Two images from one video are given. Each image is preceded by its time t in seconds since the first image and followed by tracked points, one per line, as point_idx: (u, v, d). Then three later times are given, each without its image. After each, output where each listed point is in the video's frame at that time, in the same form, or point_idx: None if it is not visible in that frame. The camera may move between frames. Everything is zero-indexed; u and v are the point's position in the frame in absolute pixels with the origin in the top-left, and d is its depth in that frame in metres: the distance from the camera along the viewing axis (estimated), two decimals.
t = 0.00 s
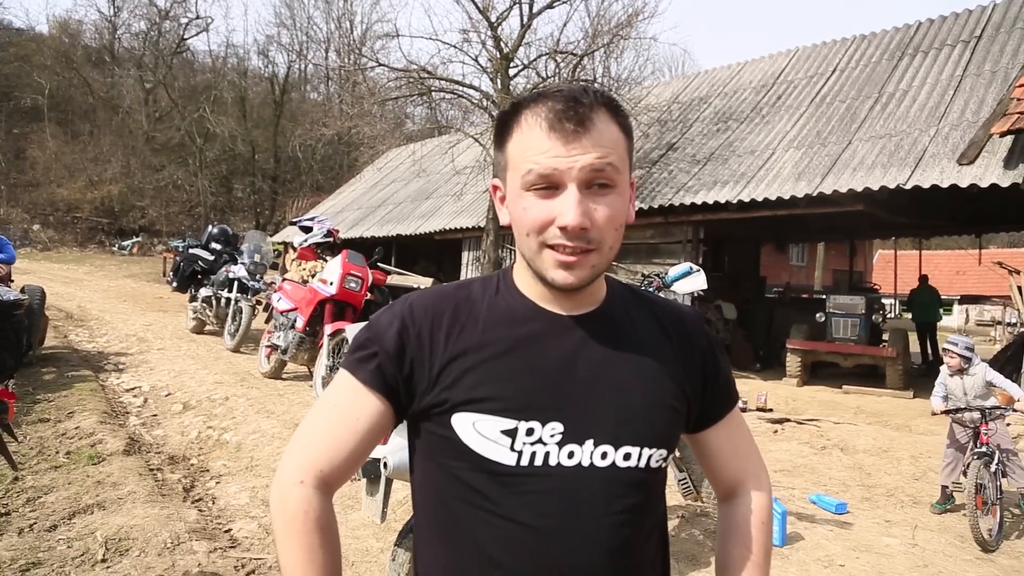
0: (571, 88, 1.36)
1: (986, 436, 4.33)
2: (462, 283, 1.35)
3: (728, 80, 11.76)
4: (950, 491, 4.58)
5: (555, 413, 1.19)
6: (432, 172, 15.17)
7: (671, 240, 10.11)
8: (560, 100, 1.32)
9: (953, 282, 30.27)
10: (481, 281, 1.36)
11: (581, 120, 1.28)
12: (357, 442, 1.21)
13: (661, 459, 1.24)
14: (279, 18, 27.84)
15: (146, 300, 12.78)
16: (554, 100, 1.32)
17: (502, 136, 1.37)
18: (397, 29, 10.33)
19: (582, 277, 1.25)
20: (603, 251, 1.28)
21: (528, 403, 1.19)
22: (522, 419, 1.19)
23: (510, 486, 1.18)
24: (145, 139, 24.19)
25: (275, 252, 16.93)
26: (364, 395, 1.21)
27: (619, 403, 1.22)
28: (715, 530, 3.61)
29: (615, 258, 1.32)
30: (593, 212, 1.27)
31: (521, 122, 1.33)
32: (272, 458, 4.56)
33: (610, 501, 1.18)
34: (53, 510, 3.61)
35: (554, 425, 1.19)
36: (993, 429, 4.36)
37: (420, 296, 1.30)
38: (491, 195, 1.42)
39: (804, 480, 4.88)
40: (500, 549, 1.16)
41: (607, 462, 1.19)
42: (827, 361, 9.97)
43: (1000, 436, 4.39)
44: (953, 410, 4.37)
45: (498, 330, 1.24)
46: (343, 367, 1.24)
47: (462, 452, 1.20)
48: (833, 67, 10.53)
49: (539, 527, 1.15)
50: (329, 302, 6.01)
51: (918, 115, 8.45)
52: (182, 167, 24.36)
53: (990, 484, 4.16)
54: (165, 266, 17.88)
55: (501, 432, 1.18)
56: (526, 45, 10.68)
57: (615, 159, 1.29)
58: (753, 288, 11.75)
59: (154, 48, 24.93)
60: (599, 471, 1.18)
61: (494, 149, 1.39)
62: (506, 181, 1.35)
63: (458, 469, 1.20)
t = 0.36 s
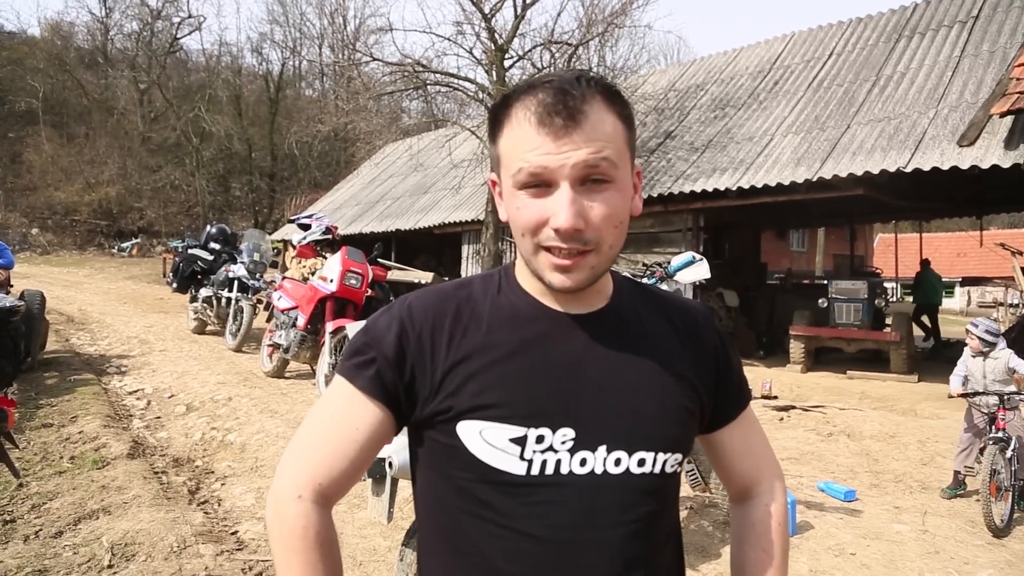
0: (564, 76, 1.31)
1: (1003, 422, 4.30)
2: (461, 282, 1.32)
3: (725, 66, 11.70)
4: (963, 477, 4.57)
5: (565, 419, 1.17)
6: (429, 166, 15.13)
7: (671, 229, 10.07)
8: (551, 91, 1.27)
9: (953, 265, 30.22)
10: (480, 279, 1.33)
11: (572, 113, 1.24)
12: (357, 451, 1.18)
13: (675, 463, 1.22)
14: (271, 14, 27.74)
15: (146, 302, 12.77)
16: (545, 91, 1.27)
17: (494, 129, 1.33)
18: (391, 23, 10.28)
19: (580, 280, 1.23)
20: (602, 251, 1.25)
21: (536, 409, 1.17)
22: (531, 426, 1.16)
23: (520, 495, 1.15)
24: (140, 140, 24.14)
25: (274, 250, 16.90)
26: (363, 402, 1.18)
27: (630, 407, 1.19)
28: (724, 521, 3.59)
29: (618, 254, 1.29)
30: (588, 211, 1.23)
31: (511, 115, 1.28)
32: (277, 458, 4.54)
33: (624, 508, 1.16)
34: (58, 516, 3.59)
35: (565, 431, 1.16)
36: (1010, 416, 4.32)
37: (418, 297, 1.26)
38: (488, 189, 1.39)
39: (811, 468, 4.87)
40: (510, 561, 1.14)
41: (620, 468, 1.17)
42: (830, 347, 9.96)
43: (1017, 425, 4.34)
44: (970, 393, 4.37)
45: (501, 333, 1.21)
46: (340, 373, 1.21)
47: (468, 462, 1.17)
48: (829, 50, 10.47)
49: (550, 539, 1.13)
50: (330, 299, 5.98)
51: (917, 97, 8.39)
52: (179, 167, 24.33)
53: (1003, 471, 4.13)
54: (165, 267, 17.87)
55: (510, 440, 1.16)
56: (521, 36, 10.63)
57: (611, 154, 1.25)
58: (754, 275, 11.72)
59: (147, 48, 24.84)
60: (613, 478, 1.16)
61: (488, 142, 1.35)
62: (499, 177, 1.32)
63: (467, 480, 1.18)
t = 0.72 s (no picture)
0: (550, 79, 1.25)
1: (1012, 428, 4.26)
2: (452, 298, 1.27)
3: (717, 75, 11.71)
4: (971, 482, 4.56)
5: (565, 445, 1.11)
6: (423, 176, 15.09)
7: (666, 238, 10.03)
8: (535, 96, 1.21)
9: (946, 271, 30.34)
10: (472, 295, 1.28)
11: (558, 119, 1.18)
12: (344, 485, 1.12)
13: (684, 489, 1.17)
14: (263, 27, 27.77)
15: (138, 315, 12.65)
16: (529, 97, 1.21)
17: (478, 139, 1.27)
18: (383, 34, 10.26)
19: (577, 296, 1.16)
20: (600, 264, 1.18)
21: (534, 436, 1.11)
22: (528, 454, 1.11)
23: (520, 529, 1.10)
24: (132, 152, 24.05)
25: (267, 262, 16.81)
26: (349, 432, 1.12)
27: (632, 428, 1.14)
28: (729, 532, 3.54)
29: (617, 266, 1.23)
30: (581, 223, 1.17)
31: (494, 125, 1.23)
32: (272, 473, 4.46)
33: (632, 538, 1.11)
34: (47, 536, 3.50)
35: (565, 459, 1.11)
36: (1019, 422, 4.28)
37: (405, 317, 1.20)
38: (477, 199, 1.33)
39: (814, 477, 4.81)
40: None
41: (625, 496, 1.11)
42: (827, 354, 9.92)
43: None
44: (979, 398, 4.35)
45: (495, 354, 1.15)
46: (323, 403, 1.15)
47: (461, 495, 1.11)
48: (822, 58, 10.48)
49: None
50: (324, 311, 5.91)
51: (910, 103, 8.39)
52: (171, 180, 24.23)
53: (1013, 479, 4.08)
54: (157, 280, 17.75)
55: (506, 471, 1.10)
56: (514, 45, 10.63)
57: (604, 160, 1.18)
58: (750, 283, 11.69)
59: (138, 60, 24.81)
60: (617, 507, 1.11)
61: (472, 153, 1.29)
62: (485, 188, 1.27)
63: (464, 514, 1.12)
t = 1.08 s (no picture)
0: (506, 67, 1.20)
1: (1018, 421, 4.15)
2: (424, 300, 1.24)
3: (715, 71, 11.66)
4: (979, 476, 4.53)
5: (539, 452, 1.09)
6: (421, 175, 15.04)
7: (666, 234, 10.00)
8: (490, 88, 1.16)
9: (944, 264, 30.30)
10: (444, 295, 1.25)
11: (514, 110, 1.13)
12: (315, 495, 1.10)
13: (668, 491, 1.13)
14: (258, 27, 27.67)
15: (137, 318, 12.60)
16: (485, 89, 1.17)
17: (436, 133, 1.23)
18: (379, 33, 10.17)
19: (546, 294, 1.13)
20: (569, 259, 1.15)
21: (505, 444, 1.08)
22: (501, 464, 1.08)
23: (498, 539, 1.07)
24: (128, 154, 23.98)
25: (266, 263, 16.76)
26: (318, 443, 1.10)
27: (611, 432, 1.10)
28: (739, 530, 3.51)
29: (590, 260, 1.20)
30: (546, 219, 1.13)
31: (450, 121, 1.18)
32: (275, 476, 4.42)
33: (612, 546, 1.07)
34: (50, 543, 3.46)
35: (540, 466, 1.08)
36: None
37: (374, 322, 1.18)
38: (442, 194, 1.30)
39: (821, 472, 4.78)
40: None
41: (604, 503, 1.08)
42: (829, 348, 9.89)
43: None
44: (984, 392, 4.29)
45: (465, 359, 1.13)
46: (292, 412, 1.12)
47: (435, 505, 1.09)
48: (820, 52, 10.45)
49: None
50: (325, 311, 5.87)
51: (910, 97, 8.36)
52: (169, 182, 24.17)
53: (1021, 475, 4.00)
54: (156, 282, 17.68)
55: (479, 481, 1.08)
56: (511, 43, 10.60)
57: (567, 150, 1.14)
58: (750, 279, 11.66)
59: (134, 63, 24.74)
60: (595, 514, 1.08)
61: (432, 148, 1.25)
62: (445, 184, 1.23)
63: (439, 525, 1.09)
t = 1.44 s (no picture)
0: (435, 81, 1.14)
1: None
2: (410, 290, 1.24)
3: (725, 64, 11.59)
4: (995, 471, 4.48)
5: (520, 432, 1.09)
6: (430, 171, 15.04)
7: (677, 229, 9.96)
8: (425, 105, 1.11)
9: (955, 257, 30.07)
10: (430, 283, 1.25)
11: (452, 128, 1.08)
12: (321, 475, 1.15)
13: (656, 462, 1.11)
14: (266, 25, 27.69)
15: (149, 314, 12.66)
16: (421, 110, 1.11)
17: (386, 157, 1.19)
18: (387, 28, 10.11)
19: (527, 293, 1.11)
20: (543, 253, 1.12)
21: (486, 425, 1.09)
22: (483, 444, 1.09)
23: (488, 514, 1.10)
24: (139, 152, 24.09)
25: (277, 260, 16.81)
26: (318, 432, 1.15)
27: (591, 409, 1.10)
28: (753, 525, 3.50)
29: (563, 242, 1.17)
30: (511, 224, 1.09)
31: (396, 147, 1.14)
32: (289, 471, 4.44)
33: (603, 517, 1.08)
34: (66, 537, 3.48)
35: (522, 446, 1.08)
36: None
37: (362, 315, 1.20)
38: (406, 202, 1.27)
39: (835, 467, 4.75)
40: None
41: (587, 477, 1.08)
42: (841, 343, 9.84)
43: None
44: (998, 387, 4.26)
45: (446, 347, 1.13)
46: (295, 403, 1.18)
47: (426, 485, 1.13)
48: (830, 45, 10.37)
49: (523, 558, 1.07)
50: (337, 307, 5.88)
51: (923, 89, 8.28)
52: (178, 179, 24.25)
53: None
54: (167, 279, 17.76)
55: (462, 462, 1.10)
56: (520, 37, 10.57)
57: (517, 155, 1.09)
58: (761, 273, 11.60)
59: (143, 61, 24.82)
60: (578, 488, 1.08)
61: (385, 168, 1.22)
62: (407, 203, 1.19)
63: (433, 499, 1.13)
